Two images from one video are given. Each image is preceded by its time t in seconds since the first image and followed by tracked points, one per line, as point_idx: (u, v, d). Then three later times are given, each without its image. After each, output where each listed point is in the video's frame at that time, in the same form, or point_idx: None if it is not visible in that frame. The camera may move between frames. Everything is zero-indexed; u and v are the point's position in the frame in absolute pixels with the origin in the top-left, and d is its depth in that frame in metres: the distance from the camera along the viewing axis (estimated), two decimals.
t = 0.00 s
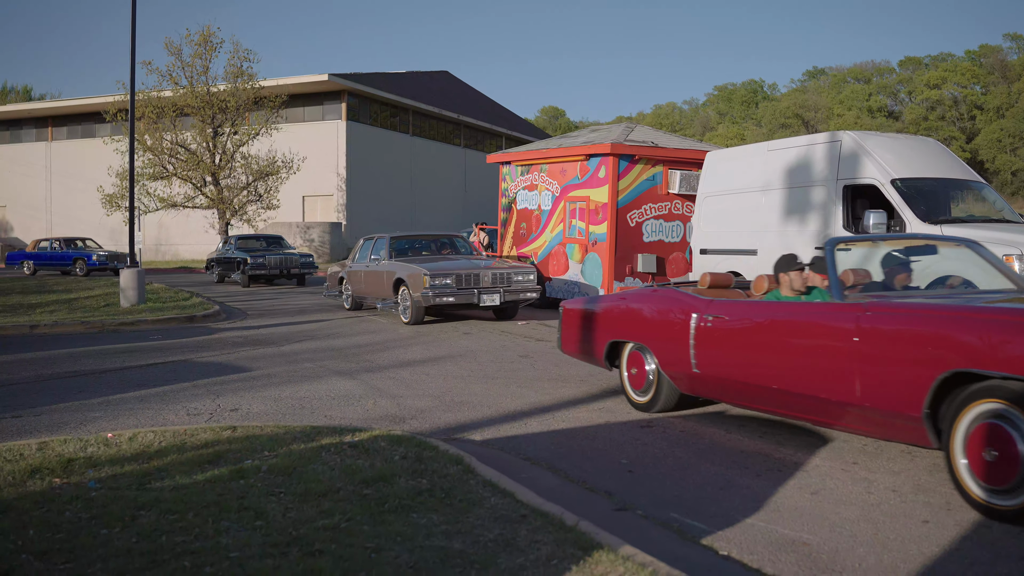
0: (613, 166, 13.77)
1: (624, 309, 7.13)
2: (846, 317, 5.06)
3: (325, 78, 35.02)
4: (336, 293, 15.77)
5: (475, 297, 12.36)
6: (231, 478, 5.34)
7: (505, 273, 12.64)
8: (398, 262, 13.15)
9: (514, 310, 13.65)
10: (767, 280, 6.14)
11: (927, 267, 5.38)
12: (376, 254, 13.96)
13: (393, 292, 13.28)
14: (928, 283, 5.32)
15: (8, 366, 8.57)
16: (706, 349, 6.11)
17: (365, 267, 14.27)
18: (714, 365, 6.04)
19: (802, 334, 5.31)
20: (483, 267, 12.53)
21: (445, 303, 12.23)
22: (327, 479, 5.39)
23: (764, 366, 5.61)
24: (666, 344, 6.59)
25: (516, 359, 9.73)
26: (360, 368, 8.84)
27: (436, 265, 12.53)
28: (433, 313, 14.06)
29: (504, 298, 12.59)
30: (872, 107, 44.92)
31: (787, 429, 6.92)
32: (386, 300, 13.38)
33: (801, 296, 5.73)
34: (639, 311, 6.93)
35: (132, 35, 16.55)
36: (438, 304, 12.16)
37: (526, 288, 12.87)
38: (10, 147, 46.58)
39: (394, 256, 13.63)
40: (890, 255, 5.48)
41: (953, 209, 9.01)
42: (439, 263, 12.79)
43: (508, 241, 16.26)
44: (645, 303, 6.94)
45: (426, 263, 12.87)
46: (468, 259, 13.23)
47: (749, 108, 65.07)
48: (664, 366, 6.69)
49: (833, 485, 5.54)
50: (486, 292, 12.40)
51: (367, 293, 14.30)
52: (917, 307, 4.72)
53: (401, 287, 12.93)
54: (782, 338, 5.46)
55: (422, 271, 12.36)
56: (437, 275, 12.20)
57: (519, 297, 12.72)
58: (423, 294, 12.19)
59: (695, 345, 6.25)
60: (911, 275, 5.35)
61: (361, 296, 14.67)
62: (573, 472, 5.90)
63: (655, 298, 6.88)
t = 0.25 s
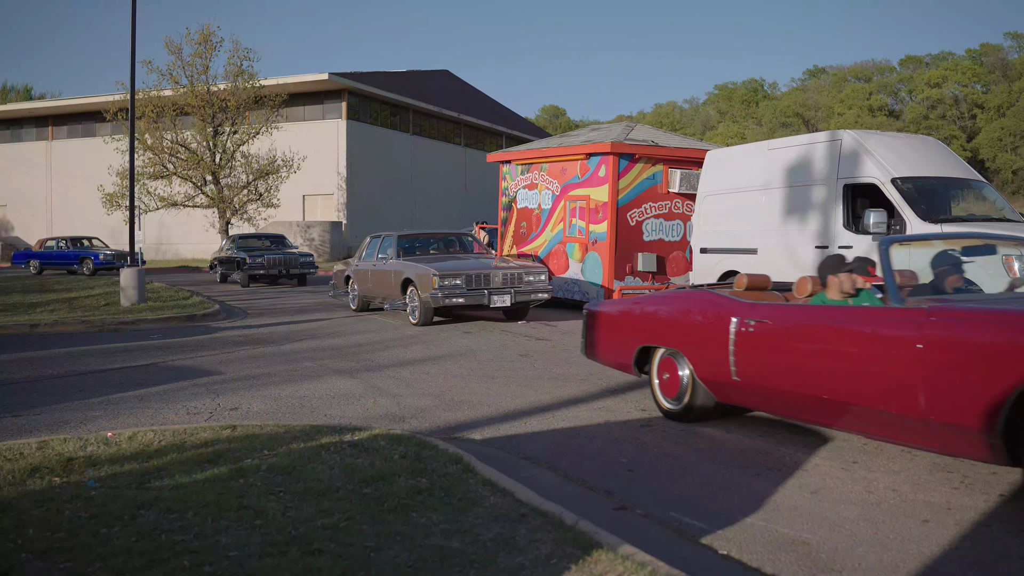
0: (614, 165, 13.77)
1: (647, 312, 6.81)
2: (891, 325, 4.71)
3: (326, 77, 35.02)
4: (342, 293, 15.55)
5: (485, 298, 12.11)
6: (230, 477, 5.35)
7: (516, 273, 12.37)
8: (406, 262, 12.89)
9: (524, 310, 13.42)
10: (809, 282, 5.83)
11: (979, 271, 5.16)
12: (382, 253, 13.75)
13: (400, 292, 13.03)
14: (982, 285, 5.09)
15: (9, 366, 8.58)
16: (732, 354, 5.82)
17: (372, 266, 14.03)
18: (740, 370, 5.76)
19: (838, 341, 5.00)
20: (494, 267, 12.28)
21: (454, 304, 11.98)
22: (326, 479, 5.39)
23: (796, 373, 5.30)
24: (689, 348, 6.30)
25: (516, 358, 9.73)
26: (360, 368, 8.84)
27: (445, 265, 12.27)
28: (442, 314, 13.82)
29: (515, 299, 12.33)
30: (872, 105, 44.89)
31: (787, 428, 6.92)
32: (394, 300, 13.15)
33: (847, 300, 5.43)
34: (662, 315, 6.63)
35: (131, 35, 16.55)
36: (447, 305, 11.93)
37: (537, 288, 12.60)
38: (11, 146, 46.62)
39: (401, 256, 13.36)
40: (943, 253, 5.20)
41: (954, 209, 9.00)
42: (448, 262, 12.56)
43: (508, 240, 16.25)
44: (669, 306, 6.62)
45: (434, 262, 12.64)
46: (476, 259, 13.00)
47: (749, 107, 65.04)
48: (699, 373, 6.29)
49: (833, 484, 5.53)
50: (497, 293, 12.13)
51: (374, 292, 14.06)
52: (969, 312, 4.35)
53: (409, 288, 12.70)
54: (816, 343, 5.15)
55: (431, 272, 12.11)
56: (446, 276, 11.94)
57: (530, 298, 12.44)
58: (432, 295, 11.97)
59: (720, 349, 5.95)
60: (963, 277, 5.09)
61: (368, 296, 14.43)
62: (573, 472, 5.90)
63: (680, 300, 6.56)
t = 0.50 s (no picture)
0: (614, 165, 13.77)
1: (664, 316, 6.68)
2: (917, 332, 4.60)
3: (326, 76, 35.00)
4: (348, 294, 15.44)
5: (496, 298, 12.05)
6: (231, 477, 5.35)
7: (527, 272, 12.31)
8: (417, 263, 12.81)
9: (535, 312, 13.27)
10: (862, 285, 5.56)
11: None
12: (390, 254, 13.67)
13: (410, 294, 12.93)
14: None
15: (10, 365, 8.60)
16: (752, 360, 5.70)
17: (380, 267, 13.92)
18: (759, 375, 5.64)
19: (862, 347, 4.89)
20: (505, 267, 12.21)
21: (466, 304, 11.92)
22: (327, 478, 5.39)
23: (818, 379, 5.19)
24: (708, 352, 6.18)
25: (517, 359, 9.72)
26: (361, 368, 8.85)
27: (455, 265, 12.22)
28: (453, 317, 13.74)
29: (527, 299, 12.30)
30: (873, 105, 44.85)
31: (788, 428, 6.91)
32: (403, 303, 13.04)
33: (903, 304, 5.07)
34: (689, 318, 6.41)
35: (132, 35, 16.56)
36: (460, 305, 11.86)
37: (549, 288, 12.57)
38: (12, 146, 46.65)
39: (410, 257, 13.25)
40: (1007, 253, 4.90)
41: (955, 209, 8.97)
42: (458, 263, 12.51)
43: (509, 240, 16.26)
44: (696, 309, 6.40)
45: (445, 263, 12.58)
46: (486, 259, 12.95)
47: (750, 107, 65.00)
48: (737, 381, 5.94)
49: (834, 485, 5.53)
50: (509, 292, 12.09)
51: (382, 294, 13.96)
52: (996, 318, 4.23)
53: (419, 288, 12.64)
54: (837, 349, 5.04)
55: (441, 272, 12.06)
56: (458, 276, 11.87)
57: (542, 297, 12.39)
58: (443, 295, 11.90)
59: (739, 354, 5.83)
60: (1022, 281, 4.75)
61: (375, 298, 14.33)
62: (574, 472, 5.90)
63: (698, 302, 6.43)
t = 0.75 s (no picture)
0: (616, 164, 13.76)
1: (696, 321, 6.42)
2: (938, 334, 4.45)
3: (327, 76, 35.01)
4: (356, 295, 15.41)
5: (508, 299, 11.97)
6: (232, 477, 5.36)
7: (539, 273, 12.23)
8: (426, 263, 12.77)
9: (548, 313, 13.20)
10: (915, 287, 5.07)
11: None
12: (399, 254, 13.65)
13: (420, 294, 12.91)
14: None
15: (12, 365, 8.61)
16: (775, 365, 5.56)
17: (389, 267, 13.89)
18: (783, 380, 5.51)
19: (884, 352, 4.75)
20: (517, 268, 12.15)
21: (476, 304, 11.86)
22: (328, 478, 5.40)
23: (870, 388, 4.84)
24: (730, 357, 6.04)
25: (518, 358, 9.71)
26: (361, 367, 8.85)
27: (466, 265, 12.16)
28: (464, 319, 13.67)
29: (539, 300, 12.19)
30: (875, 105, 44.81)
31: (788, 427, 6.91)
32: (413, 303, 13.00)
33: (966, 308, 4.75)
34: (727, 322, 6.09)
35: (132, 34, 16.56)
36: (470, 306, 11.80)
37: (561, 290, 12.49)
38: (14, 146, 46.69)
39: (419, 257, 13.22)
40: None
41: (956, 209, 8.97)
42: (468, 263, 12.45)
43: (510, 239, 16.26)
44: (733, 313, 6.07)
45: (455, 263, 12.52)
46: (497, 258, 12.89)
47: (751, 106, 64.96)
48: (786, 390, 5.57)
49: (835, 484, 5.52)
50: (521, 294, 12.01)
51: (390, 295, 13.92)
52: None
53: (429, 289, 12.60)
54: (876, 355, 4.78)
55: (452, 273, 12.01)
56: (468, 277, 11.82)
57: (555, 298, 12.31)
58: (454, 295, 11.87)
59: (763, 359, 5.69)
60: None
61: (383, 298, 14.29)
62: (575, 471, 5.90)
63: (735, 307, 6.10)
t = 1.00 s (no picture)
0: (616, 164, 13.76)
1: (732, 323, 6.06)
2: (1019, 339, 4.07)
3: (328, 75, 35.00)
4: (362, 295, 15.43)
5: (519, 300, 11.93)
6: (232, 476, 5.36)
7: (551, 274, 12.19)
8: (435, 264, 12.73)
9: (559, 314, 13.20)
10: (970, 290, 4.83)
11: None
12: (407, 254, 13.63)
13: (429, 295, 12.89)
14: None
15: (13, 364, 8.63)
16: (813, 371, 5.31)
17: (397, 267, 13.86)
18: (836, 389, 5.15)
19: (931, 361, 4.49)
20: (529, 269, 12.12)
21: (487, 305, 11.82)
22: (328, 477, 5.40)
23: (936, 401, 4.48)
24: (761, 363, 5.80)
25: (518, 358, 9.70)
26: (362, 367, 8.85)
27: (477, 266, 12.13)
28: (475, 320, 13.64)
29: (552, 302, 12.15)
30: (876, 105, 44.74)
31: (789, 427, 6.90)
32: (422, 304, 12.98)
33: None
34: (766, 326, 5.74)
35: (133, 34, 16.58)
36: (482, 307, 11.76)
37: (573, 291, 12.46)
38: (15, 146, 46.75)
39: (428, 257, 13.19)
40: None
41: (957, 208, 8.97)
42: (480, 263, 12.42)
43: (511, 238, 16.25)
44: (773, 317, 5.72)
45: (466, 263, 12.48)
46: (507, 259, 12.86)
47: (752, 106, 64.90)
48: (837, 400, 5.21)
49: (835, 483, 5.52)
50: (532, 295, 11.97)
51: (398, 295, 13.90)
52: None
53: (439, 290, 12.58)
54: (943, 366, 4.41)
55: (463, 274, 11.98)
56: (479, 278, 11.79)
57: (567, 300, 12.27)
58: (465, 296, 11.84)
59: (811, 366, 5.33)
60: None
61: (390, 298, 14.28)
62: (576, 471, 5.91)
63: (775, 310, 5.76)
